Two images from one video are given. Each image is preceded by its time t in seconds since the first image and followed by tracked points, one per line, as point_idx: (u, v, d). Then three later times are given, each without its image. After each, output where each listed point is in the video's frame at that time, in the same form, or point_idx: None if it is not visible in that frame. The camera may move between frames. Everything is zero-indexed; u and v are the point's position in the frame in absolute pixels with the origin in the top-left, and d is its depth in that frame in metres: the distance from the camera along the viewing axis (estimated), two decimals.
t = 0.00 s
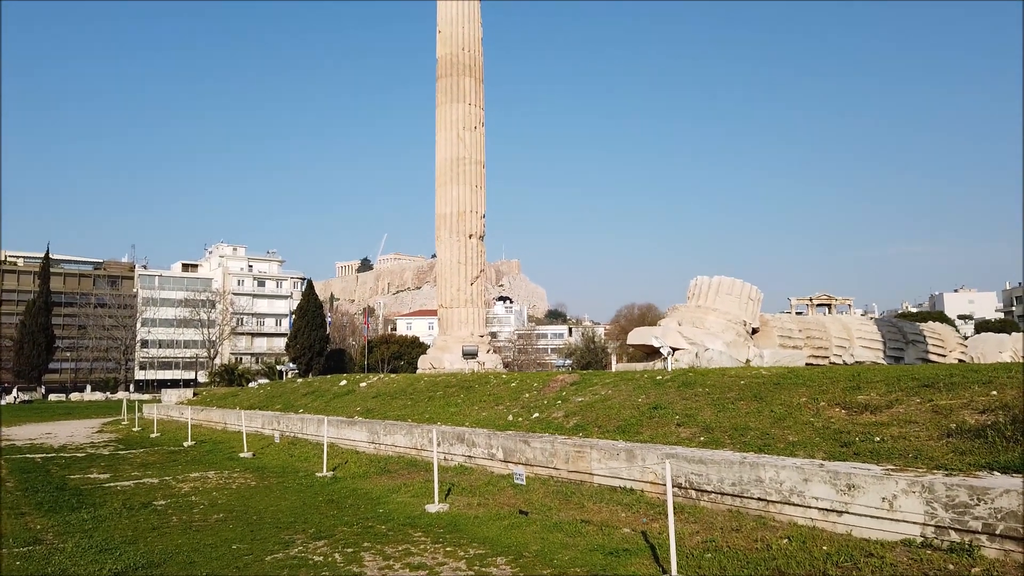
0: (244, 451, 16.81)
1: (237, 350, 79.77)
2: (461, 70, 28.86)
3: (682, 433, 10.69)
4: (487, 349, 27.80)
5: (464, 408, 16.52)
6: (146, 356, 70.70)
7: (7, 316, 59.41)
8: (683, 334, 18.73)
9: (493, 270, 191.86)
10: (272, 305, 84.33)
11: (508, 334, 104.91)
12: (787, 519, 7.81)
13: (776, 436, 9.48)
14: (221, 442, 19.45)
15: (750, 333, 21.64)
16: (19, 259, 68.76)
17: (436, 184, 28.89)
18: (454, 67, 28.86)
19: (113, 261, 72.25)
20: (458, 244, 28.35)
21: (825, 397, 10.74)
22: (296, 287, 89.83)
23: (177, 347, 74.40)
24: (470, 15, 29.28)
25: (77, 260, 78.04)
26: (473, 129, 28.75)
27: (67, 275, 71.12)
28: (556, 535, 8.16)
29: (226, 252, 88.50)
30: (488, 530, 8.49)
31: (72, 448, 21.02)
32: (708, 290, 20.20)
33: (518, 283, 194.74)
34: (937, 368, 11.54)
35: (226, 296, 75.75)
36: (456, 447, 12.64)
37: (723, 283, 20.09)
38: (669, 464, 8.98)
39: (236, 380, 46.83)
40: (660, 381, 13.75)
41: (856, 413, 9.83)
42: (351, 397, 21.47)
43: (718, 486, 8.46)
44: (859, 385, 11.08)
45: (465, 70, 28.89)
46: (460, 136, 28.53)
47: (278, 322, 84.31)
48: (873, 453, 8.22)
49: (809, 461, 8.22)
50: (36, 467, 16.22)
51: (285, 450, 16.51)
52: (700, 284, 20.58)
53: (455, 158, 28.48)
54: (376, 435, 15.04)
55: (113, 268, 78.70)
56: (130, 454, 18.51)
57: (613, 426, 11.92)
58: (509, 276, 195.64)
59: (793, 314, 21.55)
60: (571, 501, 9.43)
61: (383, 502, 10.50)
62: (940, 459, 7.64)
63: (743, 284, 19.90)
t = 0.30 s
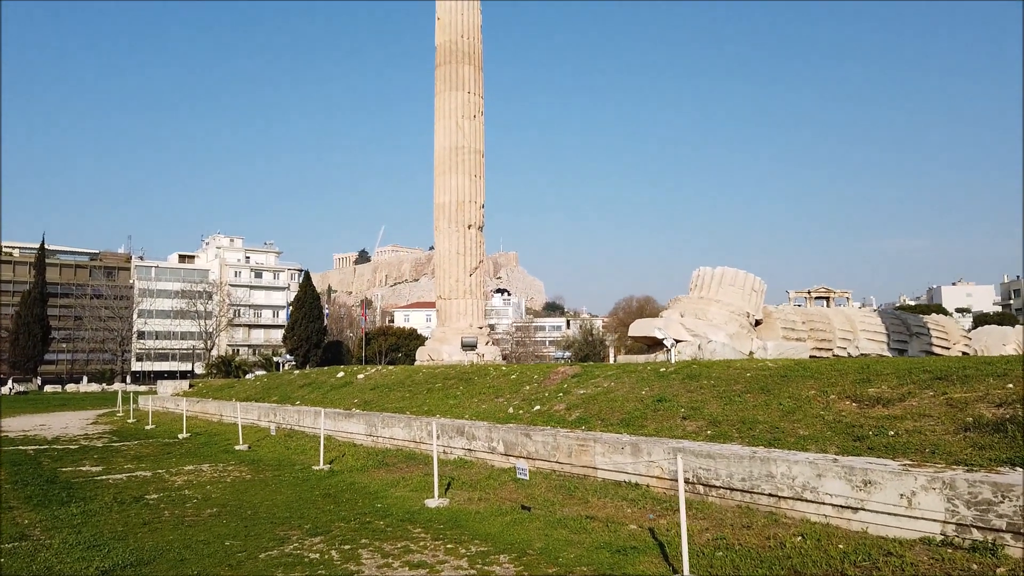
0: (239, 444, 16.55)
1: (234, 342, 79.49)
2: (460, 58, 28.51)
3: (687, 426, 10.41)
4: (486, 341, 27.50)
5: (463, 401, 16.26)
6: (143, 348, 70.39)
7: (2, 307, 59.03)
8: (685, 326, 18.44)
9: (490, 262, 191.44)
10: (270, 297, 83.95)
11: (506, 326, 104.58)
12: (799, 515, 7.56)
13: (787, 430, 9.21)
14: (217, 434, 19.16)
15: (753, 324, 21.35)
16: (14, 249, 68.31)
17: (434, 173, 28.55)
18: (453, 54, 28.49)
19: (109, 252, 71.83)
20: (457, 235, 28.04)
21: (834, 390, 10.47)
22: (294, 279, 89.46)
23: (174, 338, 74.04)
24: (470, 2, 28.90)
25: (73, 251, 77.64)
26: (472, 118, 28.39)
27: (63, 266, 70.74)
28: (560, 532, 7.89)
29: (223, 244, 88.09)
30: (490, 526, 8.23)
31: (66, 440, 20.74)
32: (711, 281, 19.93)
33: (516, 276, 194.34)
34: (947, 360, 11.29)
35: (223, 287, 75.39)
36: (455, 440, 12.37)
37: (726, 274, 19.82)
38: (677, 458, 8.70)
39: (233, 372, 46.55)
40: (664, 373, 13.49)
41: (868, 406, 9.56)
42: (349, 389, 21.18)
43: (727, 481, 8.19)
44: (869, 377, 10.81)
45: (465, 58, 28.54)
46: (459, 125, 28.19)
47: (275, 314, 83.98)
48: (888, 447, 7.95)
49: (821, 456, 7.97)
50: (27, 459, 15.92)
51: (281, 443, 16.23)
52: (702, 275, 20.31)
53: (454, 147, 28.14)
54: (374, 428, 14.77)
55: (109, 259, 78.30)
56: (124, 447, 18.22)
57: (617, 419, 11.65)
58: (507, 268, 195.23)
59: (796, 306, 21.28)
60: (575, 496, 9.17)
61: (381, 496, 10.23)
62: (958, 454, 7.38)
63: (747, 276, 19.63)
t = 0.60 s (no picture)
0: (231, 439, 16.27)
1: (229, 335, 79.14)
2: (456, 48, 28.17)
3: (688, 422, 10.16)
4: (481, 335, 27.21)
5: (458, 396, 15.99)
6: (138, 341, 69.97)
7: None
8: (683, 320, 18.19)
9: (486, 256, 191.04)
10: (265, 290, 83.56)
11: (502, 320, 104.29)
12: (804, 516, 7.33)
13: (790, 427, 8.97)
14: (208, 429, 18.86)
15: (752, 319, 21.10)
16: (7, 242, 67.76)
17: (430, 165, 28.21)
18: (449, 45, 28.16)
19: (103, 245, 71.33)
20: (453, 228, 27.73)
21: (838, 385, 10.23)
22: (289, 272, 89.07)
23: (168, 331, 73.63)
24: None
25: (67, 243, 77.10)
26: (469, 110, 28.06)
27: (57, 259, 70.04)
28: (558, 532, 7.64)
29: (218, 237, 87.64)
30: (486, 526, 7.97)
31: (55, 434, 20.42)
32: (710, 275, 19.68)
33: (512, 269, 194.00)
34: (952, 355, 11.05)
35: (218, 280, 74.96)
36: (450, 436, 12.12)
37: (725, 267, 19.58)
38: (678, 456, 8.47)
39: (227, 365, 46.19)
40: (663, 368, 13.24)
41: (873, 402, 9.32)
42: (343, 383, 20.91)
43: (730, 479, 7.96)
44: (873, 373, 10.57)
45: (461, 49, 28.21)
46: (455, 116, 27.85)
47: (270, 307, 83.60)
48: (896, 445, 7.72)
49: (827, 454, 7.72)
50: (14, 455, 15.60)
51: (273, 438, 15.95)
52: (701, 269, 20.07)
53: (450, 139, 27.81)
54: (368, 423, 14.50)
55: (103, 251, 77.70)
56: (113, 442, 17.91)
57: (615, 415, 11.41)
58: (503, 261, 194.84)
59: (796, 300, 21.04)
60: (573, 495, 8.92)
61: (374, 494, 9.96)
62: (970, 453, 7.14)
63: (746, 269, 19.38)
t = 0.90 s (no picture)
0: (215, 437, 15.91)
1: (220, 332, 78.54)
2: (446, 41, 27.84)
3: (681, 419, 9.89)
4: (472, 331, 26.91)
5: (447, 392, 15.70)
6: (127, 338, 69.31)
7: None
8: (676, 315, 17.92)
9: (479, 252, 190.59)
10: (256, 286, 83.00)
11: (493, 317, 103.93)
12: (802, 516, 7.07)
13: (787, 423, 8.71)
14: (193, 427, 18.49)
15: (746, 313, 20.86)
16: None
17: (420, 159, 27.85)
18: (440, 37, 27.82)
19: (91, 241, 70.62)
20: (443, 222, 27.40)
21: (835, 380, 9.99)
22: (280, 268, 88.51)
23: (158, 328, 72.98)
24: None
25: (55, 240, 76.37)
26: (459, 103, 27.72)
27: (45, 255, 69.13)
28: (546, 534, 7.35)
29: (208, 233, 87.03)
30: (471, 527, 7.67)
31: (37, 432, 19.99)
32: (703, 269, 19.45)
33: (505, 265, 193.61)
34: (949, 349, 10.84)
35: (208, 277, 74.37)
36: (438, 434, 11.83)
37: (718, 261, 19.36)
38: (671, 454, 8.20)
39: (217, 362, 45.71)
40: (655, 363, 12.98)
41: (871, 398, 9.08)
42: (331, 380, 20.58)
43: (724, 478, 7.69)
44: (870, 367, 10.34)
45: (451, 41, 27.88)
46: (446, 109, 27.50)
47: (261, 304, 83.05)
48: (896, 442, 7.46)
49: (826, 451, 7.45)
50: None
51: (258, 436, 15.61)
52: (694, 263, 19.83)
53: (440, 132, 27.48)
54: (355, 421, 14.19)
55: (92, 247, 76.99)
56: (95, 440, 17.52)
57: (607, 411, 11.12)
58: (496, 258, 194.50)
59: (789, 294, 20.83)
60: (562, 493, 8.65)
61: (357, 494, 9.65)
62: (974, 450, 6.88)
63: (740, 263, 19.16)
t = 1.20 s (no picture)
0: (200, 439, 15.55)
1: (211, 330, 77.97)
2: (438, 36, 27.52)
3: (678, 421, 9.62)
4: (464, 330, 26.60)
5: (438, 393, 15.39)
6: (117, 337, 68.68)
7: None
8: (670, 314, 17.68)
9: (472, 251, 190.09)
10: (247, 285, 82.47)
11: (486, 315, 103.53)
12: (803, 523, 6.81)
13: (787, 427, 8.44)
14: (179, 428, 18.14)
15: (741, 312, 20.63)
16: None
17: (412, 155, 27.51)
18: (431, 32, 27.48)
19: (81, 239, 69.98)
20: (435, 220, 27.08)
21: (834, 381, 9.73)
22: (272, 267, 87.99)
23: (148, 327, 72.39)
24: None
25: (44, 238, 75.70)
26: (451, 99, 27.39)
27: (34, 253, 68.35)
28: (538, 544, 7.06)
29: (200, 231, 86.43)
30: (460, 537, 7.38)
31: (20, 434, 19.60)
32: (698, 268, 19.20)
33: (498, 264, 193.17)
34: (949, 350, 10.60)
35: (199, 275, 73.83)
36: (428, 436, 11.53)
37: (713, 260, 19.10)
38: (668, 459, 7.92)
39: (208, 361, 45.25)
40: (649, 364, 12.71)
41: (872, 400, 8.83)
42: (320, 380, 20.24)
43: (723, 484, 7.42)
44: (870, 369, 10.08)
45: (443, 36, 27.55)
46: (437, 106, 27.16)
47: (253, 302, 82.53)
48: (900, 447, 7.21)
49: (828, 456, 7.19)
50: None
51: (244, 438, 15.28)
52: (689, 261, 19.58)
53: (432, 129, 27.14)
54: (343, 422, 13.87)
55: (82, 245, 76.32)
56: (78, 442, 17.14)
57: (601, 413, 10.84)
58: (489, 257, 194.06)
59: (785, 293, 20.61)
60: (555, 499, 8.37)
61: (343, 500, 9.34)
62: (982, 456, 6.62)
63: (735, 262, 18.91)
